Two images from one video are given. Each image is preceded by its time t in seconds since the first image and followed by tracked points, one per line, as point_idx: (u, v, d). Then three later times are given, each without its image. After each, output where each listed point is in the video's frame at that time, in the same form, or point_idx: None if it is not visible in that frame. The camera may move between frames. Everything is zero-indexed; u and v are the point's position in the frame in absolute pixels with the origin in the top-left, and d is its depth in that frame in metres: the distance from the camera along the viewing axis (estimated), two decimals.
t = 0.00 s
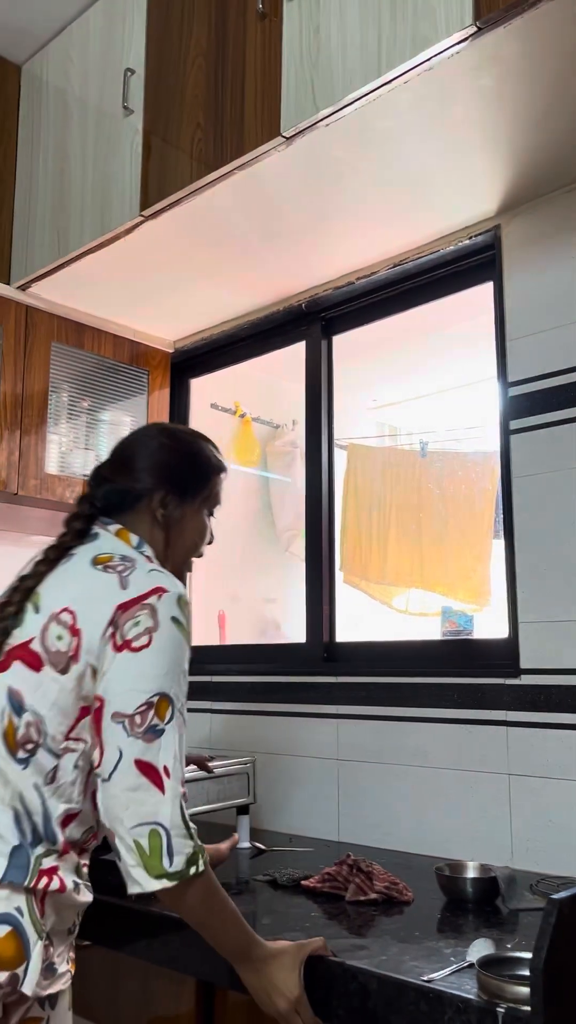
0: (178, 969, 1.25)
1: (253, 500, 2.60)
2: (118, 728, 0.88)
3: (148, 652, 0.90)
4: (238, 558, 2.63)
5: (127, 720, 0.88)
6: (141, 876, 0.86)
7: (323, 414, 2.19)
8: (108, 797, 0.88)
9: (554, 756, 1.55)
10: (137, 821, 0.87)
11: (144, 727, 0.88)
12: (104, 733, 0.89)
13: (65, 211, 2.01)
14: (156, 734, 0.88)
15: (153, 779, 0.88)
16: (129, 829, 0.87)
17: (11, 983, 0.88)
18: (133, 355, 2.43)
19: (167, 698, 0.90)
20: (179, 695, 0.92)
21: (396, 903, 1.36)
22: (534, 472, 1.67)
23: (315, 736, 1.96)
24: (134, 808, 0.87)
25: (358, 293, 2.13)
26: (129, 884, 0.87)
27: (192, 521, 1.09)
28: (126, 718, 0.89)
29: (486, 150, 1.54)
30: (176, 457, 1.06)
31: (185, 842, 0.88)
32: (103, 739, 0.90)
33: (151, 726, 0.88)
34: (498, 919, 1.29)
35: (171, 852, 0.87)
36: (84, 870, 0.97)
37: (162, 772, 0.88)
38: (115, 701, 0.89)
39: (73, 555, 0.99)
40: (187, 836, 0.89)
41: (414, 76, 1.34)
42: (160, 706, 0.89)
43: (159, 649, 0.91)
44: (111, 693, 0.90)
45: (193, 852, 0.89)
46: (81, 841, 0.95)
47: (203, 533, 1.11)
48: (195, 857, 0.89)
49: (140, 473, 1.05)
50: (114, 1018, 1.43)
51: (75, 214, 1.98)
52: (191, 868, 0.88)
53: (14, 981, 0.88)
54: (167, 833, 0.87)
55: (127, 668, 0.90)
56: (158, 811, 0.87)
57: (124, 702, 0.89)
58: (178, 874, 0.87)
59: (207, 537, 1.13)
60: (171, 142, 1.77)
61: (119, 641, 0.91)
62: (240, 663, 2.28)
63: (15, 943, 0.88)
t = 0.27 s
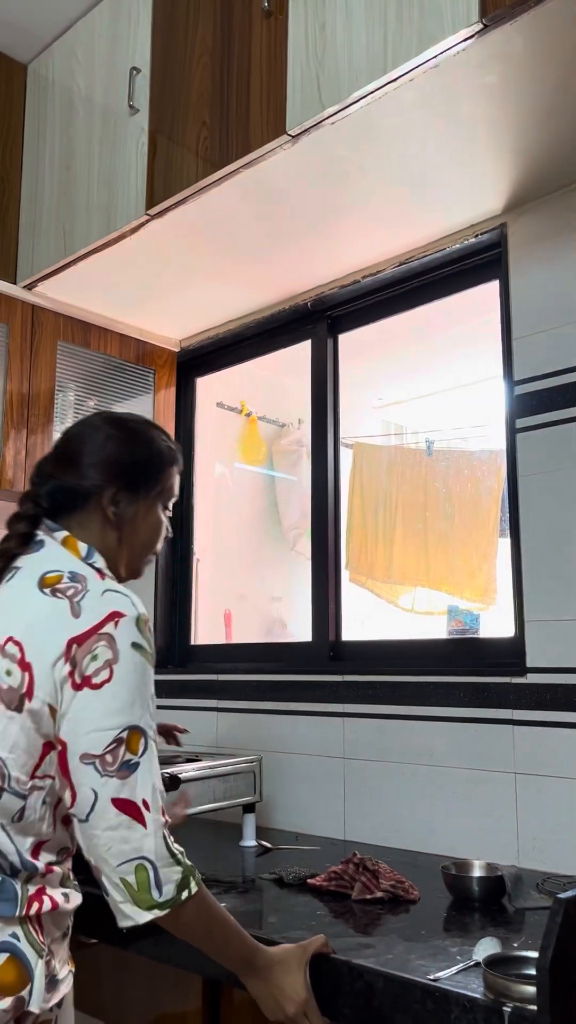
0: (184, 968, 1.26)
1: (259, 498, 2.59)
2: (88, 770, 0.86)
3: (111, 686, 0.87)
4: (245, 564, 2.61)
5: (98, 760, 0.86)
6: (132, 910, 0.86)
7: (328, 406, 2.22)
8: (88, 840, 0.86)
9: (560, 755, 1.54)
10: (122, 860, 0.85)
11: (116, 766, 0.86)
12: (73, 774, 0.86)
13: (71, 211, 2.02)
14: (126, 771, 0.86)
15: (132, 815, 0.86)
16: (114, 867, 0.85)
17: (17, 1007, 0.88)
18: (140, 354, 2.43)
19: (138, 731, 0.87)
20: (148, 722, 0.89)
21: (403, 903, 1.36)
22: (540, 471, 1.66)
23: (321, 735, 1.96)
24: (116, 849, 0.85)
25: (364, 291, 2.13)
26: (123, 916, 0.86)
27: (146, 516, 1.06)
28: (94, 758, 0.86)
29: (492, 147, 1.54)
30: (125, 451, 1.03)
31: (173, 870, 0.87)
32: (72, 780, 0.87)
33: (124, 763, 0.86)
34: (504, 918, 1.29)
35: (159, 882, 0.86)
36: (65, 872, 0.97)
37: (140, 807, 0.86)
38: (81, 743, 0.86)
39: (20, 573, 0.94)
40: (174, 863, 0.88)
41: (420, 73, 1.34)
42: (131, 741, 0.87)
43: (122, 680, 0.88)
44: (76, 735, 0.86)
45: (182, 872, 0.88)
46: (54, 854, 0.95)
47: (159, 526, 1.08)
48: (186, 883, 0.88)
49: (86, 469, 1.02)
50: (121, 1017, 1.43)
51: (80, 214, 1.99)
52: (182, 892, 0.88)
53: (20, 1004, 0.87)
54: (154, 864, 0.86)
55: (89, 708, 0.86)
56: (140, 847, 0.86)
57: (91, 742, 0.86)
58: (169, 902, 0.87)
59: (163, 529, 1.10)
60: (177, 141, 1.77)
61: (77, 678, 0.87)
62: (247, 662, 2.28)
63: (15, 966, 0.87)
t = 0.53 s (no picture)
0: (190, 966, 1.26)
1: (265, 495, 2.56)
2: (92, 768, 0.86)
3: (111, 681, 0.88)
4: (253, 560, 2.57)
5: (103, 757, 0.86)
6: (144, 909, 0.85)
7: (334, 399, 2.22)
8: (96, 839, 0.86)
9: (567, 754, 1.54)
10: (132, 856, 0.85)
11: (121, 761, 0.86)
12: (77, 773, 0.86)
13: (77, 210, 2.02)
14: (131, 764, 0.86)
15: (139, 809, 0.86)
16: (123, 865, 0.85)
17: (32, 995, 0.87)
18: (145, 353, 2.43)
19: (139, 724, 0.88)
20: (149, 715, 0.89)
21: (409, 901, 1.36)
22: (547, 469, 1.66)
23: (327, 733, 1.96)
24: (126, 845, 0.85)
25: (370, 289, 2.13)
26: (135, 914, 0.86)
27: (126, 498, 1.07)
28: (98, 754, 0.86)
29: (499, 144, 1.53)
30: (103, 435, 1.03)
31: (182, 864, 0.88)
32: (76, 778, 0.87)
33: (128, 757, 0.86)
34: (511, 917, 1.29)
35: (170, 875, 0.86)
36: (68, 861, 0.97)
37: (147, 800, 0.87)
38: (84, 741, 0.86)
39: (11, 566, 0.94)
40: (182, 856, 0.88)
41: (426, 70, 1.34)
42: (134, 735, 0.87)
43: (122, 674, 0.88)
44: (78, 732, 0.87)
45: (191, 867, 0.88)
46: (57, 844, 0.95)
47: (139, 508, 1.09)
48: (195, 876, 0.88)
49: (65, 455, 1.02)
50: (128, 1014, 1.44)
51: (86, 212, 1.99)
52: (193, 885, 0.88)
53: (35, 994, 0.87)
54: (164, 858, 0.86)
55: (91, 703, 0.87)
56: (148, 841, 0.86)
57: (94, 738, 0.86)
58: (180, 895, 0.87)
59: (144, 511, 1.11)
60: (182, 139, 1.77)
61: (76, 674, 0.88)
62: (253, 660, 2.28)
63: (28, 956, 0.87)
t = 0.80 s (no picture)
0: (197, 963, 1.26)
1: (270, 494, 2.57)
2: (109, 753, 0.87)
3: (127, 667, 0.89)
4: (259, 559, 2.58)
5: (120, 741, 0.87)
6: (155, 894, 0.86)
7: (339, 395, 2.21)
8: (111, 823, 0.86)
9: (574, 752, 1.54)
10: (146, 839, 0.86)
11: (137, 746, 0.87)
12: (93, 758, 0.87)
13: (82, 208, 2.02)
14: (146, 749, 0.88)
15: (153, 793, 0.87)
16: (136, 849, 0.86)
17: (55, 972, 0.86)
18: (152, 350, 2.42)
19: (155, 710, 0.89)
20: (163, 700, 0.91)
21: (415, 899, 1.36)
22: (553, 467, 1.65)
23: (333, 731, 1.96)
24: (140, 829, 0.86)
25: (375, 287, 2.13)
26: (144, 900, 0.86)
27: (128, 483, 1.06)
28: (114, 739, 0.87)
29: (505, 142, 1.53)
30: (107, 418, 1.02)
31: (193, 848, 0.88)
32: (91, 764, 0.87)
33: (144, 742, 0.88)
34: (517, 915, 1.29)
35: (182, 861, 0.87)
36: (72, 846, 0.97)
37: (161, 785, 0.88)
38: (101, 725, 0.87)
39: (21, 550, 0.93)
40: (193, 842, 0.88)
41: (432, 67, 1.34)
42: (149, 720, 0.88)
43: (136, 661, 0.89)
44: (95, 718, 0.87)
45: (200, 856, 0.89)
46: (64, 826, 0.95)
47: (142, 493, 1.08)
48: (204, 862, 0.89)
49: (68, 440, 1.02)
50: (135, 1011, 1.44)
51: (92, 210, 1.99)
52: (204, 873, 0.88)
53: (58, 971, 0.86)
54: (176, 844, 0.87)
55: (107, 689, 0.88)
56: (161, 825, 0.87)
57: (111, 722, 0.87)
58: (191, 882, 0.87)
59: (148, 496, 1.10)
60: (188, 138, 1.77)
61: (92, 661, 0.88)
62: (259, 659, 2.29)
63: (53, 930, 0.85)
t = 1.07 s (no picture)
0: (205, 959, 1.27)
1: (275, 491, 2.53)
2: (95, 749, 0.86)
3: (109, 665, 0.87)
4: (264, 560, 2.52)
5: (105, 737, 0.86)
6: (151, 887, 0.86)
7: (345, 395, 2.23)
8: (102, 820, 0.86)
9: None
10: (138, 834, 0.86)
11: (123, 742, 0.86)
12: (80, 755, 0.86)
13: (88, 207, 2.02)
14: (133, 747, 0.86)
15: (143, 790, 0.86)
16: (130, 844, 0.86)
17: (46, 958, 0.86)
18: (157, 349, 2.43)
19: (139, 706, 0.87)
20: (149, 695, 0.89)
21: (422, 897, 1.36)
22: (560, 465, 1.65)
23: (340, 728, 1.96)
24: (131, 826, 0.85)
25: (382, 284, 2.12)
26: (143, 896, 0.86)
27: (126, 480, 1.05)
28: (99, 737, 0.86)
29: (512, 138, 1.52)
30: (104, 413, 1.02)
31: (188, 841, 0.87)
32: (80, 760, 0.86)
33: (130, 737, 0.86)
34: (525, 913, 1.29)
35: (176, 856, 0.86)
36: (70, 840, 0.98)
37: (152, 781, 0.86)
38: (85, 723, 0.86)
39: (17, 546, 0.94)
40: (187, 834, 0.88)
41: (438, 64, 1.33)
42: (135, 717, 0.87)
43: (119, 657, 0.87)
44: (80, 715, 0.86)
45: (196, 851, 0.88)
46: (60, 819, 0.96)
47: (141, 491, 1.06)
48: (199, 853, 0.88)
49: (62, 440, 1.02)
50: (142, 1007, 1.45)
51: (98, 209, 1.99)
52: (199, 869, 0.87)
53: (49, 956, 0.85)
54: (170, 839, 0.86)
55: (89, 687, 0.86)
56: (152, 821, 0.86)
57: (95, 720, 0.86)
58: (188, 877, 0.86)
59: (148, 496, 1.08)
60: (194, 136, 1.77)
61: (75, 658, 0.87)
62: (266, 657, 2.29)
63: (45, 915, 0.86)
